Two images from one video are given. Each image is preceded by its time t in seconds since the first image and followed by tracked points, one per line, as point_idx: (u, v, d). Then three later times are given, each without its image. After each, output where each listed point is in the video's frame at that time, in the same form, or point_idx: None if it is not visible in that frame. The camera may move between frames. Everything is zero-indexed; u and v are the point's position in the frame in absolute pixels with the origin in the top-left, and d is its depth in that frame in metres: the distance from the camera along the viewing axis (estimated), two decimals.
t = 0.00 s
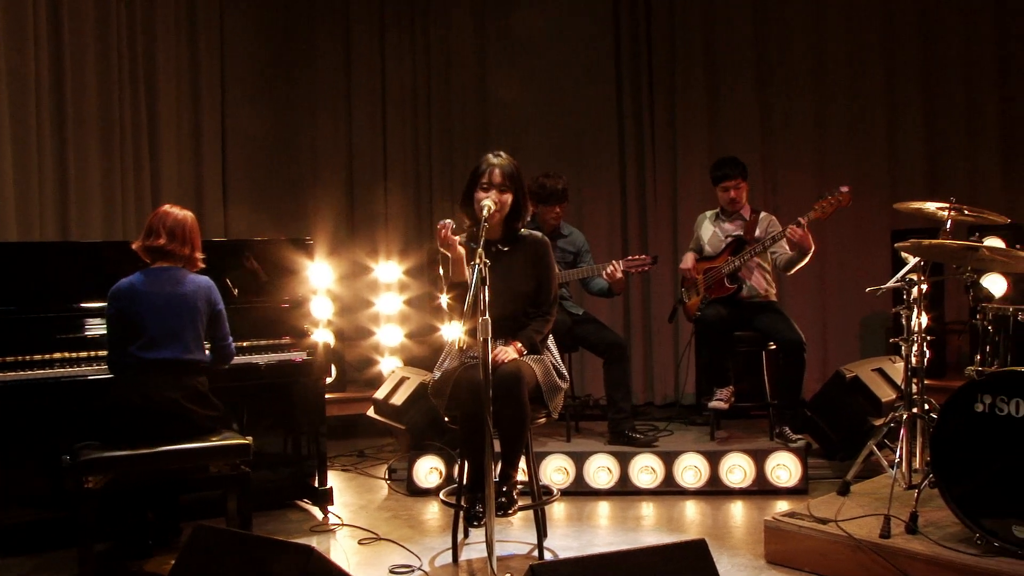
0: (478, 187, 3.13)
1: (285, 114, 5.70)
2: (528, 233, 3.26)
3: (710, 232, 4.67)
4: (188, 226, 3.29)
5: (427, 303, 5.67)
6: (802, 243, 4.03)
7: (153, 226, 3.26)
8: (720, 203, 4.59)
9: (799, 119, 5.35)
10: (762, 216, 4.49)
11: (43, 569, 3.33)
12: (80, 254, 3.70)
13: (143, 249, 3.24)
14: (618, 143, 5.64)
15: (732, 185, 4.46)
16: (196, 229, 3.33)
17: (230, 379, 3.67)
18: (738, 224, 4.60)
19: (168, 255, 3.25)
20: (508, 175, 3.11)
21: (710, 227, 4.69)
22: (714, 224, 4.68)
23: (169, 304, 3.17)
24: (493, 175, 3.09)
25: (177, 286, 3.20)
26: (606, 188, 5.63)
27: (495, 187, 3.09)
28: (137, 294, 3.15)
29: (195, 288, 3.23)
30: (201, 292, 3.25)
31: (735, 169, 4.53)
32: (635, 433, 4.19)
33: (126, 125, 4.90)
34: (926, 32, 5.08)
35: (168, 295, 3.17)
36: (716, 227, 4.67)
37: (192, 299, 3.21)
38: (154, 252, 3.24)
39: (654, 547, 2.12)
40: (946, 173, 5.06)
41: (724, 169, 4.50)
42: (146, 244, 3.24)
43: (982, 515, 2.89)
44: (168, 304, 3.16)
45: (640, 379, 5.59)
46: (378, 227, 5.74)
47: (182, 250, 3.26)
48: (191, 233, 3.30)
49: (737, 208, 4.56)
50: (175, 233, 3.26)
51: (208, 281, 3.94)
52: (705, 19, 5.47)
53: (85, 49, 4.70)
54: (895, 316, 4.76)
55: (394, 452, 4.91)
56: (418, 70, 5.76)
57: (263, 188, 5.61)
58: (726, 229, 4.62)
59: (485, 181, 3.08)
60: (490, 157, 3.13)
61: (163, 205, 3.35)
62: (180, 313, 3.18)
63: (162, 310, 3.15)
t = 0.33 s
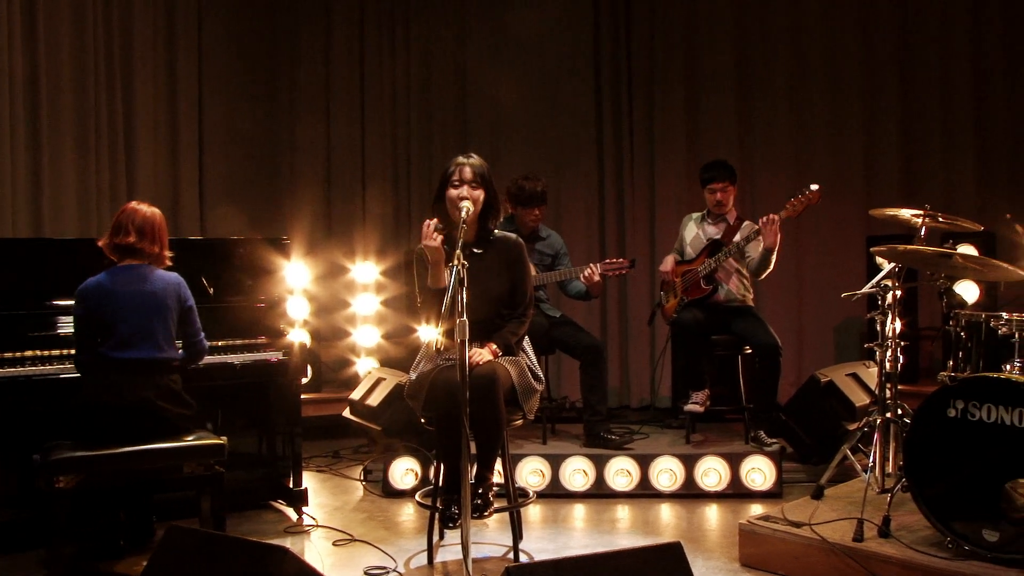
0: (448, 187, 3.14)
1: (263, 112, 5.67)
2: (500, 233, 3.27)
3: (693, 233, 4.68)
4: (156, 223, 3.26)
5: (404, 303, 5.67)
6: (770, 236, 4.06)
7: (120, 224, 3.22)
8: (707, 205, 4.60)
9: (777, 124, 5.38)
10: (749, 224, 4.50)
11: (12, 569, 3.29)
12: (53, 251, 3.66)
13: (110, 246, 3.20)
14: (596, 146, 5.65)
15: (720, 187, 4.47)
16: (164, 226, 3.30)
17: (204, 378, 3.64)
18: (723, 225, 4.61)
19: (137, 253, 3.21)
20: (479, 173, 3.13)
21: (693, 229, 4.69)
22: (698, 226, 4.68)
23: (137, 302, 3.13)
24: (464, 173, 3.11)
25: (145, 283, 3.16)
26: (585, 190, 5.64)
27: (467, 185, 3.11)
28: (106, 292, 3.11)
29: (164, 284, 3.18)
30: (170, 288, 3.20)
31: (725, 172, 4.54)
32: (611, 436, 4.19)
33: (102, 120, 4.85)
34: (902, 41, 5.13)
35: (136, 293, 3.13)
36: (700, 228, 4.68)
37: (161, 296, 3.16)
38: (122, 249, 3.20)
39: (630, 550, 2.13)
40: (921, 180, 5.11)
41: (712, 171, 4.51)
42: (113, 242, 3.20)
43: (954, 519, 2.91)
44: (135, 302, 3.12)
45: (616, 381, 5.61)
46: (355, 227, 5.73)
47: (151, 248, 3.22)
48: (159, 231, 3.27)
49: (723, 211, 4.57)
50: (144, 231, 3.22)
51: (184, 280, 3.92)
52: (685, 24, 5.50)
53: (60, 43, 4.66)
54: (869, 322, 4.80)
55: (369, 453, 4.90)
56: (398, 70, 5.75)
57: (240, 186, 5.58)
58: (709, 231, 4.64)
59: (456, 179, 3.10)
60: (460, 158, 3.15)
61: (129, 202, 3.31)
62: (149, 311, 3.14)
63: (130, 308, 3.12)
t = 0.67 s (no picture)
0: (427, 188, 3.14)
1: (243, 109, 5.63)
2: (477, 232, 3.27)
3: (675, 234, 4.69)
4: (113, 219, 3.20)
5: (383, 303, 5.69)
6: (756, 241, 4.08)
7: (76, 223, 3.17)
8: (691, 210, 4.60)
9: (757, 127, 5.41)
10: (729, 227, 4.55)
11: None
12: (28, 248, 3.62)
13: (69, 246, 3.17)
14: (577, 146, 5.65)
15: (704, 194, 4.47)
16: (123, 219, 3.24)
17: (180, 377, 3.61)
18: (706, 228, 4.62)
19: (98, 252, 3.18)
20: (456, 173, 3.14)
21: (676, 230, 4.70)
22: (681, 227, 4.69)
23: (103, 300, 3.10)
24: (441, 174, 3.11)
25: (111, 279, 3.13)
26: (565, 191, 5.65)
27: (445, 185, 3.11)
28: (71, 291, 3.09)
29: (130, 280, 3.16)
30: (136, 283, 3.18)
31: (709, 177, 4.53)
32: (590, 437, 4.20)
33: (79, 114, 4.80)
34: (881, 45, 5.16)
35: (102, 290, 3.10)
36: (684, 229, 4.69)
37: (127, 291, 3.14)
38: (81, 249, 3.17)
39: (607, 550, 2.15)
40: (899, 183, 5.16)
41: (698, 176, 4.51)
42: (71, 242, 3.16)
43: (928, 520, 2.93)
44: (102, 299, 3.10)
45: (595, 383, 5.62)
46: (335, 225, 5.70)
47: (109, 245, 3.18)
48: (117, 226, 3.22)
49: (707, 215, 4.56)
50: (100, 229, 3.17)
51: (162, 277, 3.90)
52: (667, 26, 5.51)
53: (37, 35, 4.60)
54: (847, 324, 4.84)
55: (348, 453, 4.88)
56: (379, 68, 5.74)
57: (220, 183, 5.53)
58: (693, 234, 4.64)
59: (434, 180, 3.10)
60: (435, 159, 3.15)
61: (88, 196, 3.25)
62: (117, 307, 3.11)
63: (97, 306, 3.09)
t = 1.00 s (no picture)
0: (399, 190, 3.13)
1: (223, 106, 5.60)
2: (459, 232, 3.27)
3: (654, 233, 4.71)
4: (74, 214, 3.19)
5: (363, 301, 5.65)
6: (741, 242, 4.09)
7: (36, 221, 3.16)
8: (670, 207, 4.62)
9: (737, 127, 5.43)
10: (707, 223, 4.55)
11: None
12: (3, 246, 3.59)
13: (30, 246, 3.16)
14: (558, 145, 5.66)
15: (682, 189, 4.49)
16: (83, 215, 3.23)
17: (158, 375, 3.58)
18: (684, 225, 4.66)
19: (61, 249, 3.18)
20: (428, 170, 3.14)
21: (655, 230, 4.72)
22: (660, 227, 4.71)
23: (74, 298, 3.08)
24: (411, 172, 3.11)
25: (81, 277, 3.12)
26: (546, 190, 5.66)
27: (418, 182, 3.10)
28: (40, 291, 3.06)
29: (99, 276, 3.15)
30: (106, 279, 3.18)
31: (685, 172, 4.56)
32: (570, 435, 4.21)
33: (56, 111, 4.75)
34: (859, 46, 5.20)
35: (73, 288, 3.09)
36: (663, 229, 4.71)
37: (99, 288, 3.13)
38: (43, 247, 3.16)
39: (586, 548, 2.15)
40: (878, 183, 5.19)
41: (674, 172, 4.53)
42: (32, 241, 3.15)
43: (904, 518, 2.95)
44: (74, 297, 3.08)
45: (575, 382, 5.63)
46: (315, 224, 5.67)
47: (71, 241, 3.18)
48: (79, 222, 3.21)
49: (685, 212, 4.59)
50: (61, 226, 3.16)
51: (140, 275, 3.88)
52: (648, 26, 5.53)
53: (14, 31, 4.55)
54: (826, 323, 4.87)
55: (328, 451, 4.87)
56: (360, 66, 5.72)
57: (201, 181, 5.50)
58: (671, 232, 4.66)
59: (406, 179, 3.09)
60: (402, 159, 3.15)
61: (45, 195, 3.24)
62: (89, 304, 3.10)
63: (69, 304, 3.07)
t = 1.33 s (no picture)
0: (379, 190, 3.11)
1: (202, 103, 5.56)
2: (445, 234, 3.26)
3: (629, 238, 4.72)
4: (43, 208, 3.16)
5: (342, 301, 5.65)
6: (716, 251, 4.11)
7: (5, 219, 3.11)
8: (642, 212, 4.62)
9: (716, 127, 5.45)
10: (682, 224, 4.61)
11: None
12: None
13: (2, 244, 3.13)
14: (537, 145, 5.67)
15: (653, 196, 4.50)
16: (52, 208, 3.20)
17: (135, 374, 3.56)
18: (657, 230, 4.66)
19: (34, 244, 3.15)
20: (408, 169, 3.11)
21: (630, 234, 4.73)
22: (634, 230, 4.72)
23: (49, 297, 3.06)
24: (390, 173, 3.08)
25: (56, 275, 3.10)
26: (525, 189, 5.66)
27: (397, 182, 3.08)
28: (14, 289, 3.03)
29: (75, 275, 3.14)
30: (82, 278, 3.16)
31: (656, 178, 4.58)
32: (549, 435, 4.21)
33: (32, 108, 4.69)
34: (838, 48, 5.24)
35: (48, 286, 3.07)
36: (638, 232, 4.71)
37: (75, 286, 3.11)
38: (16, 244, 3.13)
39: (562, 547, 2.16)
40: (855, 184, 5.23)
41: (646, 179, 4.53)
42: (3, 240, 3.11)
43: (879, 518, 2.97)
44: (50, 295, 3.06)
45: (553, 382, 5.64)
46: (295, 225, 5.66)
47: (44, 235, 3.15)
48: (49, 216, 3.18)
49: (658, 217, 4.60)
50: (33, 221, 3.13)
51: (117, 273, 3.86)
52: (629, 26, 5.55)
53: None
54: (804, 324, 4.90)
55: (305, 451, 4.86)
56: (340, 64, 5.70)
57: (179, 179, 5.45)
58: (646, 236, 4.66)
59: (384, 180, 3.07)
60: (383, 160, 3.12)
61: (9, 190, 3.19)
62: (65, 303, 3.08)
63: (45, 303, 3.04)
